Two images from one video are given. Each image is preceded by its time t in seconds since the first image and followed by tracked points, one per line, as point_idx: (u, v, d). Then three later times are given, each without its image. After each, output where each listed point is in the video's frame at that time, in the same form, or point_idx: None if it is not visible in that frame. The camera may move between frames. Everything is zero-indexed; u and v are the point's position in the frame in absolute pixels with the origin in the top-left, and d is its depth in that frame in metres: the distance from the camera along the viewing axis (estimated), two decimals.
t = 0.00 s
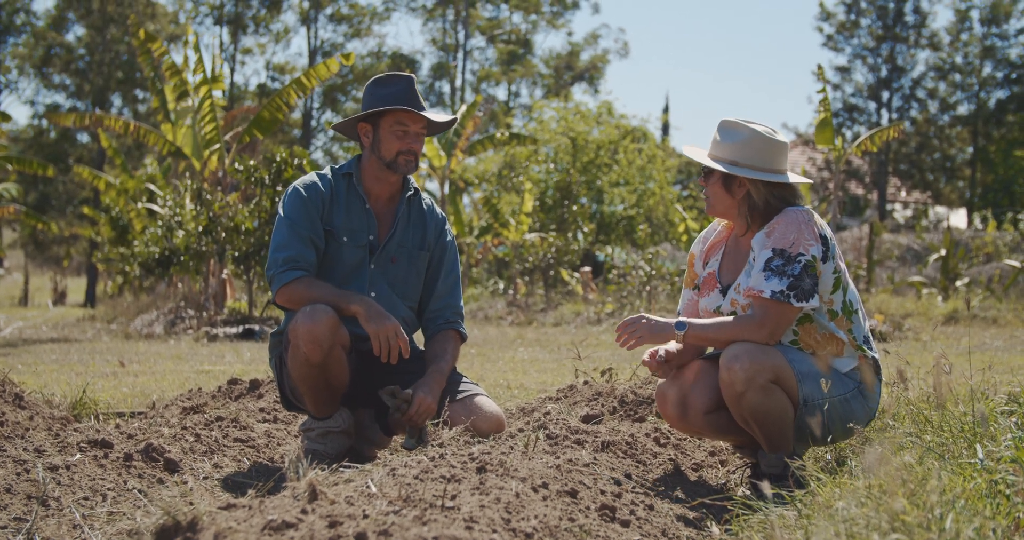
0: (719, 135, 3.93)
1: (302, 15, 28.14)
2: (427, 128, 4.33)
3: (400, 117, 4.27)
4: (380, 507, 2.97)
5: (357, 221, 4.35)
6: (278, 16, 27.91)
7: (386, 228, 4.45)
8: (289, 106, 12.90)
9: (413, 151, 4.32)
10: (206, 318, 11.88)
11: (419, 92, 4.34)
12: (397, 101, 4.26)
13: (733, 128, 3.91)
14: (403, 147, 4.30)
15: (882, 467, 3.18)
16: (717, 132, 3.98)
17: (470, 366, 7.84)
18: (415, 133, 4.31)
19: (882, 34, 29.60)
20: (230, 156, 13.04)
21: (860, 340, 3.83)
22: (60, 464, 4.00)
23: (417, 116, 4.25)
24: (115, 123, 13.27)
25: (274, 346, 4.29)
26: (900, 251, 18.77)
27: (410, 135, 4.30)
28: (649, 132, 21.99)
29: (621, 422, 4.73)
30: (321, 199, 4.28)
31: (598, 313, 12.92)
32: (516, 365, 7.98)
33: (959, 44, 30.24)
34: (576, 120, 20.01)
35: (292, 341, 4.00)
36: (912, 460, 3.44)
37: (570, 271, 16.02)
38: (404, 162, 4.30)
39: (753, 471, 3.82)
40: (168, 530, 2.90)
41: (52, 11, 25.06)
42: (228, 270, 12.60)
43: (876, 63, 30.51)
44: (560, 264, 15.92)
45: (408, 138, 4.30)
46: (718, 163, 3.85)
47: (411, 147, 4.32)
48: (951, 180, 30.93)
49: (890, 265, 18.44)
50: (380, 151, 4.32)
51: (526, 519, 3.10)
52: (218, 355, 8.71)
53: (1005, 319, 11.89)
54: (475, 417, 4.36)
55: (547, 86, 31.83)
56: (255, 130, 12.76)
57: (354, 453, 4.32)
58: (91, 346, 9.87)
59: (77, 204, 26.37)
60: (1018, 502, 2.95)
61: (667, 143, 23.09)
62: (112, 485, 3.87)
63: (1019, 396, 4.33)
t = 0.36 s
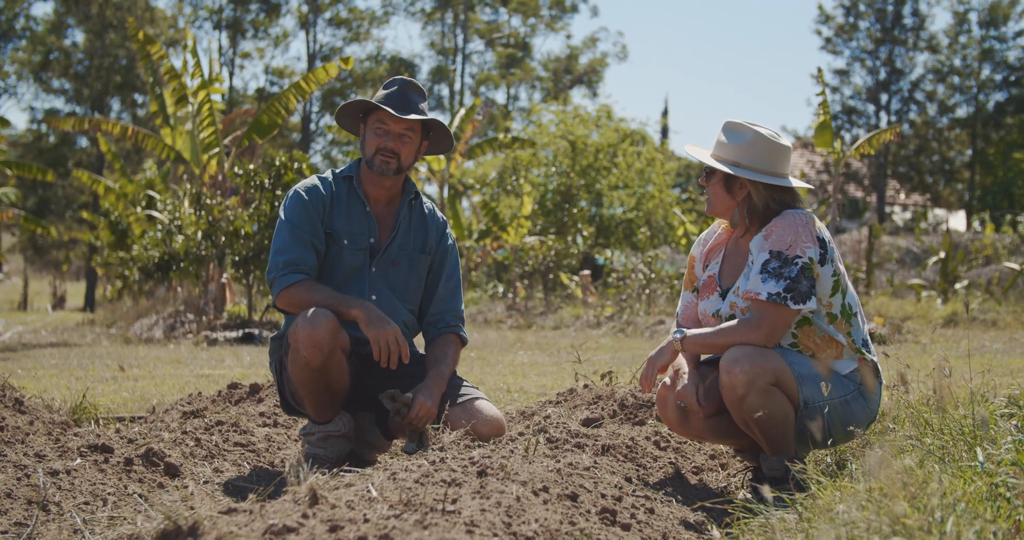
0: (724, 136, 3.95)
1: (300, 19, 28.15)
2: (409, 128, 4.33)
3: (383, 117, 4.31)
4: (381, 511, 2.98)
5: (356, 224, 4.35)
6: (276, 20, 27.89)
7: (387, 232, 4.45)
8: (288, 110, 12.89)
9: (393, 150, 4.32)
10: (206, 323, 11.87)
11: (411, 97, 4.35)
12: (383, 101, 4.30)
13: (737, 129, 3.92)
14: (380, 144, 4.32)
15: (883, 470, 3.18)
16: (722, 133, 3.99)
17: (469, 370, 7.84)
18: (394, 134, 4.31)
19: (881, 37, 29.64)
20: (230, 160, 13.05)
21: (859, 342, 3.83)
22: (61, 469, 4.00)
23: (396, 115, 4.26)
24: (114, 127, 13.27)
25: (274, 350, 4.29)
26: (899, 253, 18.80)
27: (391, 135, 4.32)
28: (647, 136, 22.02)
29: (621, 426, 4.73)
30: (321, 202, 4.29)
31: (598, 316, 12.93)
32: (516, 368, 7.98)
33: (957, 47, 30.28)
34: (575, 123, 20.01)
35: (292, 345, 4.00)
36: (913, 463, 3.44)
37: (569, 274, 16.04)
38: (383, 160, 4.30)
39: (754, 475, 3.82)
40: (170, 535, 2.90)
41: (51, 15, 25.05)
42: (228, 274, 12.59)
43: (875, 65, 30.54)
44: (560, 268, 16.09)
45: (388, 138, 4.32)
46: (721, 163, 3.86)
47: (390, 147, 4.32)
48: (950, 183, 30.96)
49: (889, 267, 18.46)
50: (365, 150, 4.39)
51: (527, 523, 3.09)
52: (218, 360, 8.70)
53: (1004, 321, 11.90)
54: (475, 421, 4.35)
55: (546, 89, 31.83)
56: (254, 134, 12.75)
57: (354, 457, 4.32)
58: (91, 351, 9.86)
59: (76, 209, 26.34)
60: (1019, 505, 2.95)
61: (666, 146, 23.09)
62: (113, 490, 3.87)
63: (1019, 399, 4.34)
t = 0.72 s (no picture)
0: (721, 133, 3.94)
1: (300, 17, 28.14)
2: (403, 123, 4.33)
3: (378, 114, 4.33)
4: (382, 509, 2.98)
5: (358, 222, 4.35)
6: (275, 19, 27.87)
7: (389, 230, 4.45)
8: (288, 109, 12.88)
9: (387, 146, 4.31)
10: (206, 321, 11.87)
11: (406, 94, 4.36)
12: (379, 98, 4.32)
13: (733, 128, 3.91)
14: (375, 140, 4.32)
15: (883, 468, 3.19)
16: (717, 132, 3.99)
17: (469, 369, 7.84)
18: (389, 130, 4.32)
19: (881, 35, 29.64)
20: (230, 159, 13.05)
21: (858, 340, 3.83)
22: (62, 467, 4.01)
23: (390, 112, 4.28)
24: (114, 126, 13.27)
25: (275, 348, 4.30)
26: (899, 251, 18.81)
27: (385, 131, 4.33)
28: (647, 134, 22.03)
29: (622, 424, 4.73)
30: (323, 200, 4.29)
31: (598, 315, 12.94)
32: (516, 367, 7.98)
33: (958, 45, 30.29)
34: (575, 121, 20.00)
35: (292, 344, 4.00)
36: (913, 462, 3.44)
37: (569, 273, 16.06)
38: (378, 156, 4.29)
39: (754, 473, 3.82)
40: (171, 533, 2.90)
41: (51, 15, 25.06)
42: (228, 273, 12.59)
43: (875, 64, 30.54)
44: (560, 266, 16.03)
45: (383, 133, 4.32)
46: (716, 163, 3.86)
47: (385, 142, 4.31)
48: (950, 181, 30.95)
49: (889, 266, 18.46)
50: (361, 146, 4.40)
51: (527, 521, 3.10)
52: (218, 358, 8.71)
53: (1004, 320, 11.90)
54: (475, 419, 4.36)
55: (545, 88, 31.83)
56: (253, 133, 12.76)
57: (354, 455, 4.32)
58: (91, 349, 9.85)
59: (76, 208, 26.35)
60: (1019, 504, 2.95)
61: (666, 144, 23.08)
62: (115, 488, 3.87)
63: (1019, 398, 4.34)
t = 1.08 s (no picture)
0: (699, 135, 3.88)
1: (299, 13, 28.10)
2: (402, 119, 4.32)
3: (376, 110, 4.32)
4: (381, 504, 2.98)
5: (356, 217, 4.34)
6: (274, 14, 27.84)
7: (387, 225, 4.45)
8: (287, 105, 12.87)
9: (385, 143, 4.30)
10: (206, 316, 11.86)
11: (403, 89, 4.35)
12: (378, 94, 4.32)
13: (709, 127, 3.86)
14: (373, 137, 4.30)
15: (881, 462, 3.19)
16: (693, 136, 3.92)
17: (469, 363, 7.85)
18: (387, 127, 4.31)
19: (880, 30, 29.62)
20: (229, 154, 13.05)
21: (855, 332, 3.84)
22: (60, 462, 4.01)
23: (389, 108, 4.27)
24: (113, 121, 13.27)
25: (273, 343, 4.29)
26: (899, 246, 18.80)
27: (384, 127, 4.31)
28: (646, 129, 22.02)
29: (620, 418, 4.73)
30: (321, 196, 4.28)
31: (597, 310, 12.94)
32: (515, 361, 7.99)
33: (957, 40, 30.26)
34: (574, 116, 20.00)
35: (292, 339, 4.00)
36: (912, 456, 3.44)
37: (568, 268, 16.08)
38: (377, 153, 4.28)
39: (752, 467, 3.82)
40: (170, 528, 2.89)
41: (49, 10, 25.00)
42: (227, 268, 12.59)
43: (874, 59, 30.52)
44: (559, 262, 16.21)
45: (381, 130, 4.31)
46: (715, 164, 3.80)
47: (383, 139, 4.30)
48: (950, 176, 30.95)
49: (888, 260, 18.47)
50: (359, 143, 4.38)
51: (526, 516, 3.10)
52: (218, 353, 8.71)
53: (1003, 314, 11.91)
54: (474, 413, 4.36)
55: (544, 83, 31.82)
56: (253, 128, 12.74)
57: (353, 449, 4.32)
58: (90, 345, 9.84)
59: (75, 203, 26.35)
60: (1017, 497, 2.95)
61: (665, 139, 23.08)
62: (113, 482, 3.87)
63: (1017, 392, 4.34)
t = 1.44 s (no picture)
0: (688, 151, 3.83)
1: (297, 10, 28.07)
2: (401, 116, 4.32)
3: (376, 106, 4.31)
4: (378, 501, 2.98)
5: (354, 213, 4.34)
6: (273, 12, 27.81)
7: (385, 222, 4.44)
8: (286, 102, 12.87)
9: (383, 139, 4.30)
10: (205, 313, 11.85)
11: (404, 86, 4.35)
12: (377, 90, 4.31)
13: (695, 143, 3.82)
14: (372, 134, 4.30)
15: (879, 458, 3.19)
16: (678, 158, 3.87)
17: (469, 360, 7.86)
18: (387, 123, 4.31)
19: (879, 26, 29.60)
20: (228, 151, 13.06)
21: (852, 324, 3.85)
22: (59, 459, 4.01)
23: (388, 104, 4.26)
24: (112, 118, 13.27)
25: (271, 339, 4.29)
26: (898, 242, 18.81)
27: (383, 123, 4.31)
28: (645, 126, 22.04)
29: (619, 415, 4.72)
30: (319, 193, 4.28)
31: (597, 306, 12.95)
32: (514, 358, 8.00)
33: (956, 36, 30.25)
34: (573, 113, 20.01)
35: (290, 335, 4.00)
36: (910, 452, 3.45)
37: (567, 264, 16.10)
38: (376, 148, 4.28)
39: (751, 464, 3.81)
40: (167, 525, 2.89)
41: (47, 8, 24.95)
42: (227, 265, 12.59)
43: (873, 55, 30.51)
44: (559, 258, 16.23)
45: (381, 127, 4.31)
46: (717, 174, 3.77)
47: (382, 135, 4.30)
48: (949, 172, 30.93)
49: (887, 256, 18.48)
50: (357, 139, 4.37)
51: (524, 512, 3.10)
52: (217, 350, 8.71)
53: (1002, 310, 11.91)
54: (473, 410, 4.36)
55: (544, 80, 31.78)
56: (252, 125, 12.73)
57: (352, 446, 4.32)
58: (90, 342, 9.85)
59: (75, 200, 26.36)
60: (1016, 492, 2.95)
61: (664, 136, 23.08)
62: (111, 480, 3.87)
63: (1016, 388, 4.34)
